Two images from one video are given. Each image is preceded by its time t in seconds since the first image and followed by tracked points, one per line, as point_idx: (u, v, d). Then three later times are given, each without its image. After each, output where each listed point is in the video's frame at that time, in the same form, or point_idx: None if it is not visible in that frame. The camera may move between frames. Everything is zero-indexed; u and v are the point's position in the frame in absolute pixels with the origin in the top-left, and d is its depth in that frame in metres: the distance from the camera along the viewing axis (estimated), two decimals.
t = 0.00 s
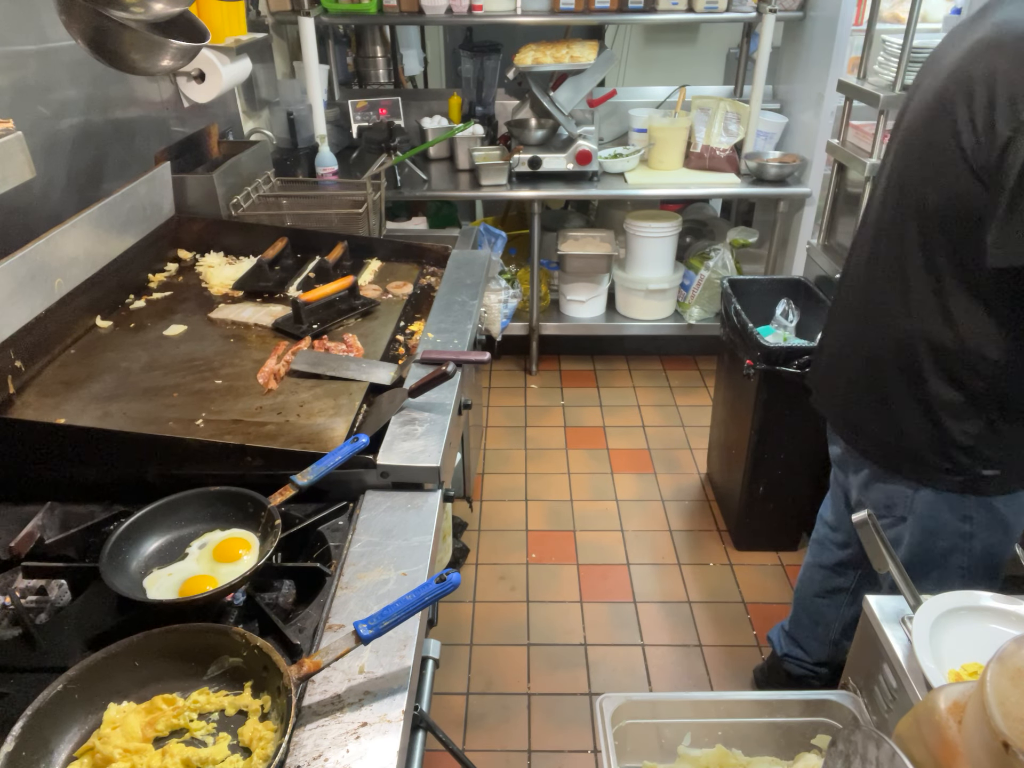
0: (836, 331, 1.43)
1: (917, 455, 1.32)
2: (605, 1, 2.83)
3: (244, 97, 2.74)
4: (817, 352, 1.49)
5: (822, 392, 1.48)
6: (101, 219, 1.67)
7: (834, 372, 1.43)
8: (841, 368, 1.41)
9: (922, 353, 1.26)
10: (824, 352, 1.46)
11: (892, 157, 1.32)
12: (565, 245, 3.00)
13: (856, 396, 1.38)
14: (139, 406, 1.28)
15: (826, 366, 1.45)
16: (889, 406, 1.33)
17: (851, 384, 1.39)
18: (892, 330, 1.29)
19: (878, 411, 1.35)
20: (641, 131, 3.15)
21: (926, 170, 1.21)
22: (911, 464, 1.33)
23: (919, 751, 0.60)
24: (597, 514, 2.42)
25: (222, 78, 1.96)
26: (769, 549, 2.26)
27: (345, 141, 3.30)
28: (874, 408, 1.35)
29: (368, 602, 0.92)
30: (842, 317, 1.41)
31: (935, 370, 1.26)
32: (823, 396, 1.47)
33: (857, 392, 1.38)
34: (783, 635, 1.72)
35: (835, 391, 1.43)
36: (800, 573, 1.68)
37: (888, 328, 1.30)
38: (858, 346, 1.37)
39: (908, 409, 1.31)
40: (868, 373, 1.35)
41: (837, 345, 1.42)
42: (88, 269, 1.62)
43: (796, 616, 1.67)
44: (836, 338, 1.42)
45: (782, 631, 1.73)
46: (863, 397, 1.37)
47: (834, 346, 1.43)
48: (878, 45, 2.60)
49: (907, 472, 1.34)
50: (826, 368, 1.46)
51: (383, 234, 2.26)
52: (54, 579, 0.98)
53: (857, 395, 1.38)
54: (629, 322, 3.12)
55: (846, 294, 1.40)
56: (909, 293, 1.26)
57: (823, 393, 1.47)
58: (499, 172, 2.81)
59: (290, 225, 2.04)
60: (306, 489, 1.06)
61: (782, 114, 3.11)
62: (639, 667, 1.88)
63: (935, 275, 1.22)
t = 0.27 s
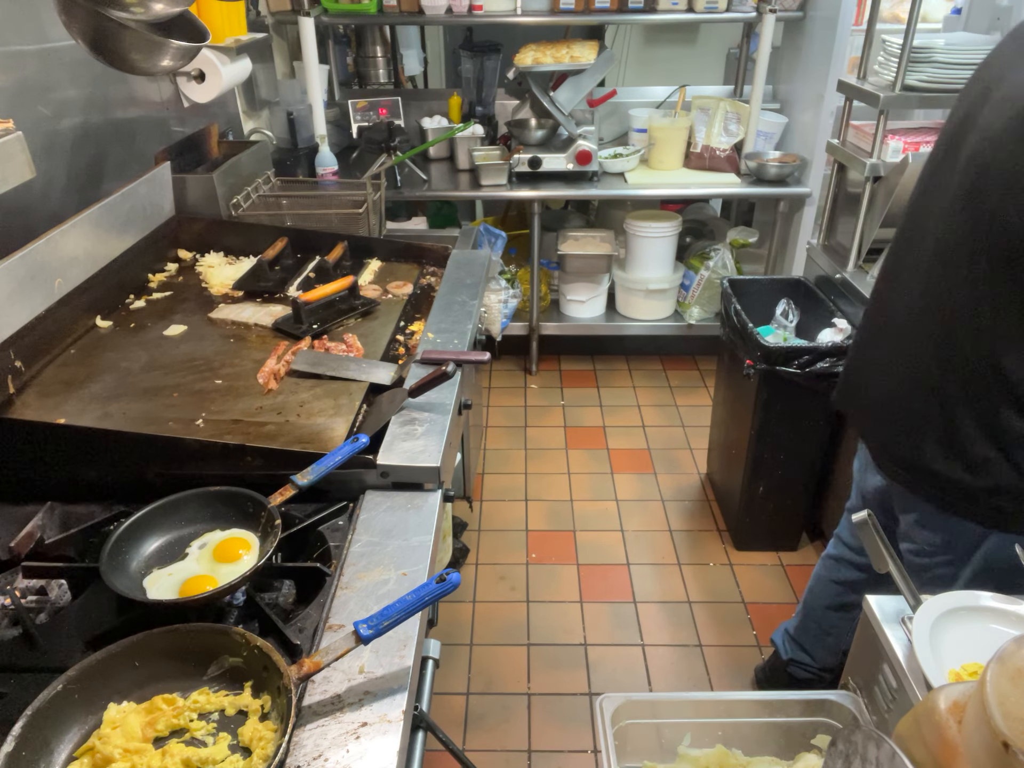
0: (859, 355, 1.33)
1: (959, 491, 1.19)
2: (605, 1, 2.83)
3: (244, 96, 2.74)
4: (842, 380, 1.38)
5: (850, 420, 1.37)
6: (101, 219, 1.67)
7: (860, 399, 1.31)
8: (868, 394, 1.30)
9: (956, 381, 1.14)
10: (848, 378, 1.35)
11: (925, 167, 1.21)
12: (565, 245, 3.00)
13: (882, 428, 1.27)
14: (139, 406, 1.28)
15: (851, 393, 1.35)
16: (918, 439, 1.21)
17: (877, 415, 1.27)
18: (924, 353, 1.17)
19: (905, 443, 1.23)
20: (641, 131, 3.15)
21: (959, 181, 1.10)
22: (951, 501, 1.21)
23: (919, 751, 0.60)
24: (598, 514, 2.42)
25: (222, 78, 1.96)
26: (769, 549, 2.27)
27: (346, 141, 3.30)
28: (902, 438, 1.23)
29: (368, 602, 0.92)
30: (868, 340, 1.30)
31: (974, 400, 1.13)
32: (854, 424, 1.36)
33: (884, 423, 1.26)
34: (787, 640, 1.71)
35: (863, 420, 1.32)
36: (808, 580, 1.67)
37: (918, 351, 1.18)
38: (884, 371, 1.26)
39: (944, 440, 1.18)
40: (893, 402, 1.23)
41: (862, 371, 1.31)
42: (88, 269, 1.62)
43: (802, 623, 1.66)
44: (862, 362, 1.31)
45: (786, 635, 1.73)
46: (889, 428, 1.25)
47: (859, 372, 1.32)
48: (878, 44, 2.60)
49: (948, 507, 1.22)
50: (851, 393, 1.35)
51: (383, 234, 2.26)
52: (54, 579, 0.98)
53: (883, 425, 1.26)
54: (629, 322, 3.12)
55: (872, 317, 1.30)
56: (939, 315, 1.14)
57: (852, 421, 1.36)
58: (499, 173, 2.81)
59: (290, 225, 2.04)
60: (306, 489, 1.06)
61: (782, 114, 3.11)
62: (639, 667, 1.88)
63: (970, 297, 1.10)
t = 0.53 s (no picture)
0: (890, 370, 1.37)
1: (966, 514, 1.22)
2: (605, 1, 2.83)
3: (243, 97, 2.74)
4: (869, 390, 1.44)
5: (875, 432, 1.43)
6: (101, 219, 1.67)
7: (889, 412, 1.37)
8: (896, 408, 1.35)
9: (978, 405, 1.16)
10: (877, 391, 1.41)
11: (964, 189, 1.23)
12: (565, 245, 3.00)
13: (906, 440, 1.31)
14: (139, 406, 1.28)
15: (881, 405, 1.40)
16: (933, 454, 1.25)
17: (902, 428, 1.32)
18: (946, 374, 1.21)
19: (922, 459, 1.27)
20: (641, 131, 3.15)
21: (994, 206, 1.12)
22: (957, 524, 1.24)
23: (919, 751, 0.60)
24: (598, 515, 2.42)
25: (222, 78, 1.96)
26: (769, 549, 2.26)
27: (346, 141, 3.30)
28: (924, 464, 1.27)
29: (368, 602, 0.92)
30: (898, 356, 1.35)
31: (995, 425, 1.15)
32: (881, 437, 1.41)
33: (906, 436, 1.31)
34: (803, 660, 1.63)
35: (889, 433, 1.36)
36: (825, 596, 1.59)
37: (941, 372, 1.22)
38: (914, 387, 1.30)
39: (955, 462, 1.21)
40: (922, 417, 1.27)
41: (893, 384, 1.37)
42: (88, 269, 1.62)
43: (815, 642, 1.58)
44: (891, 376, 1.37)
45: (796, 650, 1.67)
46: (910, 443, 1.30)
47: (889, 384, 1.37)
48: (878, 44, 2.60)
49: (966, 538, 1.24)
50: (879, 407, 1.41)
51: (383, 234, 2.26)
52: (55, 578, 0.97)
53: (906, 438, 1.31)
54: (629, 322, 3.12)
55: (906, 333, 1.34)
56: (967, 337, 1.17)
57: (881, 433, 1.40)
58: (499, 173, 2.81)
59: (290, 226, 2.04)
60: (306, 489, 1.06)
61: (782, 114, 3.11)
62: (639, 667, 1.88)
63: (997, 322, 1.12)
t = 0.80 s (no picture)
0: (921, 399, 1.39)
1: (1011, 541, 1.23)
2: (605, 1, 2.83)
3: (243, 97, 2.74)
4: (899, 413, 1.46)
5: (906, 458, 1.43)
6: (101, 219, 1.67)
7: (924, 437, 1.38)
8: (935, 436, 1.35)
9: None
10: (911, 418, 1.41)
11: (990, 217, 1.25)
12: (565, 245, 3.00)
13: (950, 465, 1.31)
14: (139, 406, 1.28)
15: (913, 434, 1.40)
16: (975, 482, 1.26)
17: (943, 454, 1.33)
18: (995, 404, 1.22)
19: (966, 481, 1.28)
20: (641, 131, 3.15)
21: None
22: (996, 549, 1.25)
23: (918, 751, 0.60)
24: (598, 515, 2.42)
25: (222, 78, 1.96)
26: (769, 549, 2.26)
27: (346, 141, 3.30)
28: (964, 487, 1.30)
29: (368, 602, 0.92)
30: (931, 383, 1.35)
31: None
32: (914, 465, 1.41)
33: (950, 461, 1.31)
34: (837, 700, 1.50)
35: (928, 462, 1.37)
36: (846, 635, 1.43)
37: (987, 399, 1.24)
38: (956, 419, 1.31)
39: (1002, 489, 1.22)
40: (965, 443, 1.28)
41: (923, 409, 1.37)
42: (88, 269, 1.62)
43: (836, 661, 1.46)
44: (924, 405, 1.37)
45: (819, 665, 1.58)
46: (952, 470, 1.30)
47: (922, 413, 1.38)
48: (878, 44, 2.60)
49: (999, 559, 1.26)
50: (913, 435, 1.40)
51: (383, 234, 2.26)
52: (55, 578, 0.97)
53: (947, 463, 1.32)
54: (629, 322, 3.12)
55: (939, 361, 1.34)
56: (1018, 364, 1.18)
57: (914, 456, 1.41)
58: (499, 172, 2.80)
59: (290, 225, 2.04)
60: (305, 489, 1.06)
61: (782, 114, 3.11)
62: (639, 667, 1.88)
63: None
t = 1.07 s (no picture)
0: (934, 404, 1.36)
1: None
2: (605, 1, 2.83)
3: (243, 97, 2.74)
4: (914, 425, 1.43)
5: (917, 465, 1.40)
6: (101, 219, 1.67)
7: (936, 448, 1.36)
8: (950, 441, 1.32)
9: None
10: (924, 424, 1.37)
11: (1007, 216, 1.23)
12: (565, 245, 3.00)
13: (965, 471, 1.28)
14: (139, 406, 1.28)
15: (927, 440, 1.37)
16: (993, 489, 1.23)
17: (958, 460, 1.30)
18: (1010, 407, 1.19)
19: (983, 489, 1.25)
20: (641, 131, 3.15)
21: None
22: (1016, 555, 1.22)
23: (919, 751, 0.60)
24: (598, 515, 2.42)
25: (222, 78, 1.96)
26: (769, 548, 2.27)
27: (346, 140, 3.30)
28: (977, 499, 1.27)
29: (368, 602, 0.92)
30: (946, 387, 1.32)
31: None
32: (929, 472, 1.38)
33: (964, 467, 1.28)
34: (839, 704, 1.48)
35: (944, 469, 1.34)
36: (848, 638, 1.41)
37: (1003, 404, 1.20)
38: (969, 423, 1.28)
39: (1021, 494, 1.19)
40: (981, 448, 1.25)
41: (937, 414, 1.35)
42: (88, 269, 1.62)
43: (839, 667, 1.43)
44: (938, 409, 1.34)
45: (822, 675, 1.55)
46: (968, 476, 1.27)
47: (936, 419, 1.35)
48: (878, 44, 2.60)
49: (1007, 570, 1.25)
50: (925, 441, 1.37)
51: (383, 234, 2.26)
52: (55, 578, 0.97)
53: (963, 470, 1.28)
54: (629, 322, 3.12)
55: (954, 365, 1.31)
56: None
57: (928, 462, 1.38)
58: (499, 173, 2.80)
59: (290, 225, 2.04)
60: (306, 489, 1.06)
61: (782, 114, 3.11)
62: (639, 667, 1.88)
63: None
